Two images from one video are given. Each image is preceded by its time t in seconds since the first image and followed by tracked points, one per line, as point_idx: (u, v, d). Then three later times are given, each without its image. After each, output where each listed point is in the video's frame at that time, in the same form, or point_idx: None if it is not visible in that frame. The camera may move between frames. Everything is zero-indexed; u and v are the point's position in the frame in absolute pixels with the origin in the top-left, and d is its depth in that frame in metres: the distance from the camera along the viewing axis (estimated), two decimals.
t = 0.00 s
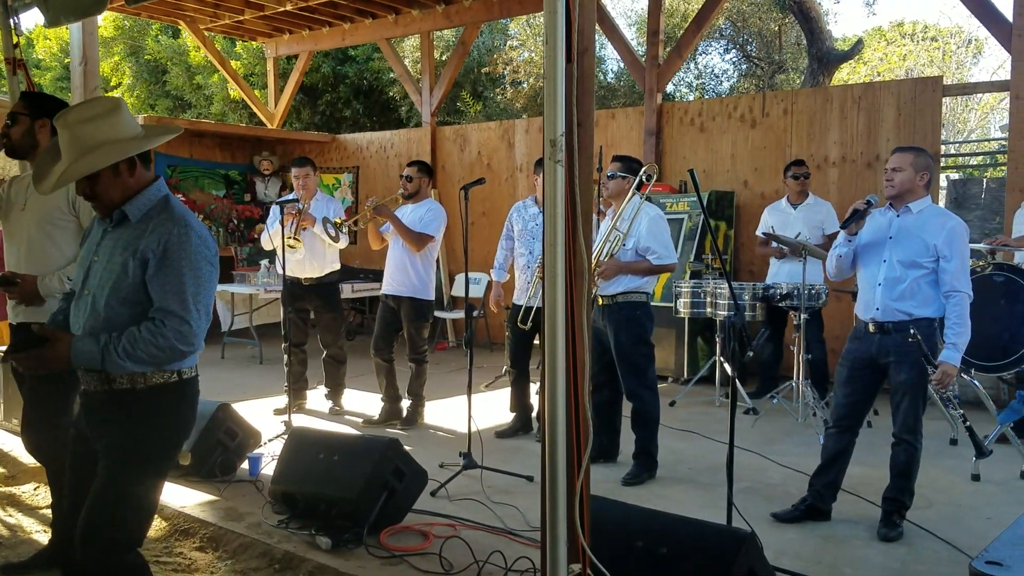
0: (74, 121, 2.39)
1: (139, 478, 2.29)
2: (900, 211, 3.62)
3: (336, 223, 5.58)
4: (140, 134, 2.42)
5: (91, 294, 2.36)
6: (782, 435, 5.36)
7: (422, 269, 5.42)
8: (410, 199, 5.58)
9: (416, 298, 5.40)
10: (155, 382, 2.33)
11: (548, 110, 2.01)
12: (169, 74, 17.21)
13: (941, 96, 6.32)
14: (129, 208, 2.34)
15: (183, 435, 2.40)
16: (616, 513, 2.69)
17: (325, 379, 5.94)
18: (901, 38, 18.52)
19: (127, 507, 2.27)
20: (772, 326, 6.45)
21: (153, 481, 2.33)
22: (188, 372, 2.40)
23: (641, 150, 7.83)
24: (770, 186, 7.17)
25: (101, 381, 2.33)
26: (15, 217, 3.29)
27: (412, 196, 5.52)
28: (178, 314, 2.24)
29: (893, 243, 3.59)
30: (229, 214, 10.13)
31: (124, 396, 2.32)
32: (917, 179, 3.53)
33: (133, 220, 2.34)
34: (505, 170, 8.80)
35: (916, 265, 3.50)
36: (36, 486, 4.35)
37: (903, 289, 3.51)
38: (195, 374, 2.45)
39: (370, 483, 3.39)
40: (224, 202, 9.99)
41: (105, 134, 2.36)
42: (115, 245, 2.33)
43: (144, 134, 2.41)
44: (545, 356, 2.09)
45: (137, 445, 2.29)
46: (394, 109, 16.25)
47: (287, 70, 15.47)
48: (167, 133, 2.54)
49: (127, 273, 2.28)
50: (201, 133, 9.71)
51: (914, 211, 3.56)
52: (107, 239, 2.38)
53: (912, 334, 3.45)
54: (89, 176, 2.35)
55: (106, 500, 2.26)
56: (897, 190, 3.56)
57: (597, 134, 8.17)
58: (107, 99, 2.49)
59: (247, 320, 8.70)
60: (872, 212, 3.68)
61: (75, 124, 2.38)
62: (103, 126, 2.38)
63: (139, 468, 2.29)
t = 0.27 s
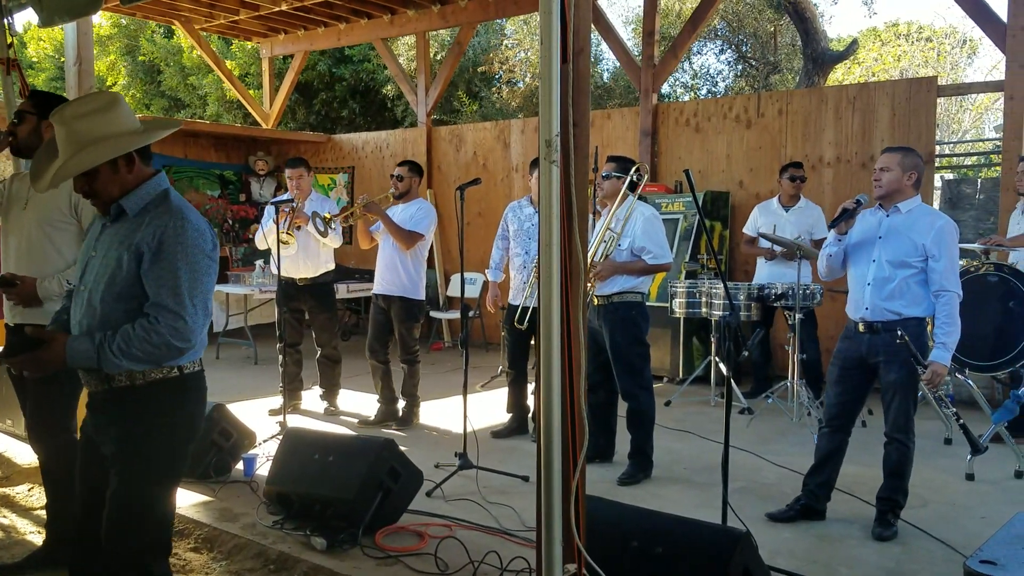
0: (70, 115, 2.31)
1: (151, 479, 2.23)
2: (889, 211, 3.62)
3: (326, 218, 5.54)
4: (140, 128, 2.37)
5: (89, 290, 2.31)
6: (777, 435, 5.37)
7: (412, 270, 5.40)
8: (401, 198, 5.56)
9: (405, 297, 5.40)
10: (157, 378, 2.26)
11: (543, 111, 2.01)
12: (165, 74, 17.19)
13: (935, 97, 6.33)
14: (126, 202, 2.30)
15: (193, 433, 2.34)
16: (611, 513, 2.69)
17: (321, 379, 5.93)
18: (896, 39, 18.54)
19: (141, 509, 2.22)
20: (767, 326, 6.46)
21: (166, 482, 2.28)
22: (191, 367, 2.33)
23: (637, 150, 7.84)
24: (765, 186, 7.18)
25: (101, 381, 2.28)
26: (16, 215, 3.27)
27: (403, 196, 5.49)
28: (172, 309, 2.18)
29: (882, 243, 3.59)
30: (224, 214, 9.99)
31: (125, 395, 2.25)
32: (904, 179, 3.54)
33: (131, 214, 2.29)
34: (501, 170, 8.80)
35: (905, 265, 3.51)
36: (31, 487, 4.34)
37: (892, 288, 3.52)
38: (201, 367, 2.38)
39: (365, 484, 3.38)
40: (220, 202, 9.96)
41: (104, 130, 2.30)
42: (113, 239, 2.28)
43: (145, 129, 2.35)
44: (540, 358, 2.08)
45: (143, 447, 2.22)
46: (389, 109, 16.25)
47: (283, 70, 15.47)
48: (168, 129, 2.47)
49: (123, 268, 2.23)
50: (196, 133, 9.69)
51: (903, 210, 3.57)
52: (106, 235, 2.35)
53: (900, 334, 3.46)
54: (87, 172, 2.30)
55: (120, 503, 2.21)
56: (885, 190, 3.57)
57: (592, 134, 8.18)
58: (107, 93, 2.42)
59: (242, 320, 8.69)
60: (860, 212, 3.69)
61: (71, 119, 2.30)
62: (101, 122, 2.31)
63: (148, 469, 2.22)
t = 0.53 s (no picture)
0: (75, 116, 2.31)
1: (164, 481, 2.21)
2: (884, 210, 3.62)
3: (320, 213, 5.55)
4: (145, 128, 2.36)
5: (94, 293, 2.31)
6: (777, 434, 5.37)
7: (406, 265, 5.41)
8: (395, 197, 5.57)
9: (398, 297, 5.39)
10: (163, 380, 2.25)
11: (541, 111, 2.01)
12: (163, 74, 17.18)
13: (934, 96, 6.34)
14: (131, 204, 2.28)
15: (207, 436, 2.32)
16: (611, 512, 2.69)
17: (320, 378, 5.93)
18: (895, 38, 18.52)
19: (153, 511, 2.19)
20: (766, 325, 6.47)
21: (180, 484, 2.25)
22: (201, 370, 2.32)
23: (636, 150, 7.85)
24: (764, 186, 7.18)
25: (109, 385, 2.27)
26: (23, 214, 3.25)
27: (397, 195, 5.50)
28: (172, 313, 2.15)
29: (877, 242, 3.60)
30: (223, 214, 9.90)
31: (135, 399, 2.25)
32: (898, 177, 3.54)
33: (135, 215, 2.28)
34: (500, 170, 8.80)
35: (899, 264, 3.51)
36: (30, 487, 4.34)
37: (887, 287, 3.53)
38: (210, 372, 2.36)
39: (364, 484, 3.38)
40: (219, 201, 9.95)
41: (110, 132, 2.29)
42: (117, 242, 2.27)
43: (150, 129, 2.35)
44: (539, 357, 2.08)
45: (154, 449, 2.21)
46: (388, 108, 16.24)
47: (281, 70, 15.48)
48: (175, 130, 2.46)
49: (125, 270, 2.22)
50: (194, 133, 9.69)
51: (897, 209, 3.56)
52: (112, 237, 2.33)
53: (892, 333, 3.47)
54: (93, 175, 2.29)
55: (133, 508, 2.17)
56: (879, 189, 3.58)
57: (591, 134, 8.17)
58: (114, 93, 2.41)
59: (241, 320, 8.69)
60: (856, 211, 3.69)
61: (75, 119, 2.29)
62: (107, 123, 2.30)
63: (159, 470, 2.21)
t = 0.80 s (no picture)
0: (74, 97, 2.30)
1: (159, 480, 2.22)
2: (883, 207, 3.62)
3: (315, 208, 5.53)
4: (144, 113, 2.35)
5: (91, 284, 2.30)
6: (776, 432, 5.37)
7: (401, 264, 5.40)
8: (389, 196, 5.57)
9: (392, 295, 5.38)
10: (159, 377, 2.25)
11: (540, 110, 2.01)
12: (161, 74, 17.16)
13: (932, 93, 6.34)
14: (128, 191, 2.28)
15: (199, 432, 2.32)
16: (610, 510, 2.70)
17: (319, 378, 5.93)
18: (893, 36, 18.54)
19: (148, 509, 2.21)
20: (765, 323, 6.47)
21: (175, 481, 2.26)
22: (193, 365, 2.32)
23: (634, 148, 7.84)
24: (763, 183, 7.18)
25: (102, 381, 2.26)
26: (34, 218, 3.42)
27: (391, 194, 5.51)
28: (173, 303, 2.16)
29: (876, 239, 3.60)
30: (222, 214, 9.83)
31: (129, 397, 2.24)
32: (897, 174, 3.54)
33: (132, 203, 2.27)
34: (499, 169, 8.79)
35: (897, 260, 3.51)
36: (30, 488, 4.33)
37: (885, 284, 3.53)
38: (203, 366, 2.36)
39: (364, 483, 3.38)
40: (218, 201, 9.95)
41: (108, 116, 2.28)
42: (114, 231, 2.26)
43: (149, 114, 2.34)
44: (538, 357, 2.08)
45: (149, 449, 2.21)
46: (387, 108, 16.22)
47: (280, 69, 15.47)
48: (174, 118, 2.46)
49: (123, 260, 2.21)
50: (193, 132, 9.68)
51: (895, 206, 3.56)
52: (107, 226, 2.32)
53: (888, 327, 3.49)
54: (89, 157, 2.28)
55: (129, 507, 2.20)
56: (878, 187, 3.57)
57: (589, 132, 8.17)
58: (113, 78, 2.41)
59: (241, 320, 8.69)
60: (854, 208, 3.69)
61: (75, 100, 2.29)
62: (106, 107, 2.30)
63: (153, 469, 2.21)
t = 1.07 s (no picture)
0: (74, 107, 2.32)
1: (159, 488, 2.24)
2: (886, 205, 3.62)
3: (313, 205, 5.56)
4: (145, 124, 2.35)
5: (95, 296, 2.30)
6: (778, 430, 5.37)
7: (400, 263, 5.40)
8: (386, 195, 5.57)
9: (390, 294, 5.39)
10: (162, 391, 2.25)
11: (543, 108, 2.01)
12: (161, 74, 17.17)
13: (934, 91, 6.33)
14: (132, 204, 2.27)
15: (194, 442, 2.32)
16: (612, 508, 2.70)
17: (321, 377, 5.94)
18: (894, 34, 18.51)
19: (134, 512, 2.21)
20: (767, 322, 6.47)
21: (162, 486, 2.26)
22: (199, 380, 2.32)
23: (636, 147, 7.85)
24: (764, 181, 7.17)
25: (104, 391, 2.26)
26: (51, 220, 3.51)
27: (388, 193, 5.51)
28: (180, 318, 2.16)
29: (880, 237, 3.60)
30: (224, 213, 9.97)
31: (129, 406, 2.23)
32: (900, 173, 3.54)
33: (135, 216, 2.26)
34: (500, 167, 8.80)
35: (901, 259, 3.51)
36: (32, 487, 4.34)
37: (889, 283, 3.52)
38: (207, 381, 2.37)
39: (367, 482, 3.39)
40: (219, 201, 9.98)
41: (109, 125, 2.29)
42: (119, 244, 2.26)
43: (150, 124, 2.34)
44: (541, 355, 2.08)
45: (150, 460, 2.22)
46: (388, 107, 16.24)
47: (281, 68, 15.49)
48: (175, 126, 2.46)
49: (129, 274, 2.21)
50: (195, 132, 9.69)
51: (899, 205, 3.57)
52: (111, 237, 2.32)
53: (892, 326, 3.49)
54: (90, 167, 2.28)
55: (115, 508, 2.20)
56: (881, 185, 3.57)
57: (591, 131, 8.17)
58: (114, 86, 2.41)
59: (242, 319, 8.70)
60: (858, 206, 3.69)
61: (75, 111, 2.31)
62: (107, 117, 2.31)
63: (154, 479, 2.23)
